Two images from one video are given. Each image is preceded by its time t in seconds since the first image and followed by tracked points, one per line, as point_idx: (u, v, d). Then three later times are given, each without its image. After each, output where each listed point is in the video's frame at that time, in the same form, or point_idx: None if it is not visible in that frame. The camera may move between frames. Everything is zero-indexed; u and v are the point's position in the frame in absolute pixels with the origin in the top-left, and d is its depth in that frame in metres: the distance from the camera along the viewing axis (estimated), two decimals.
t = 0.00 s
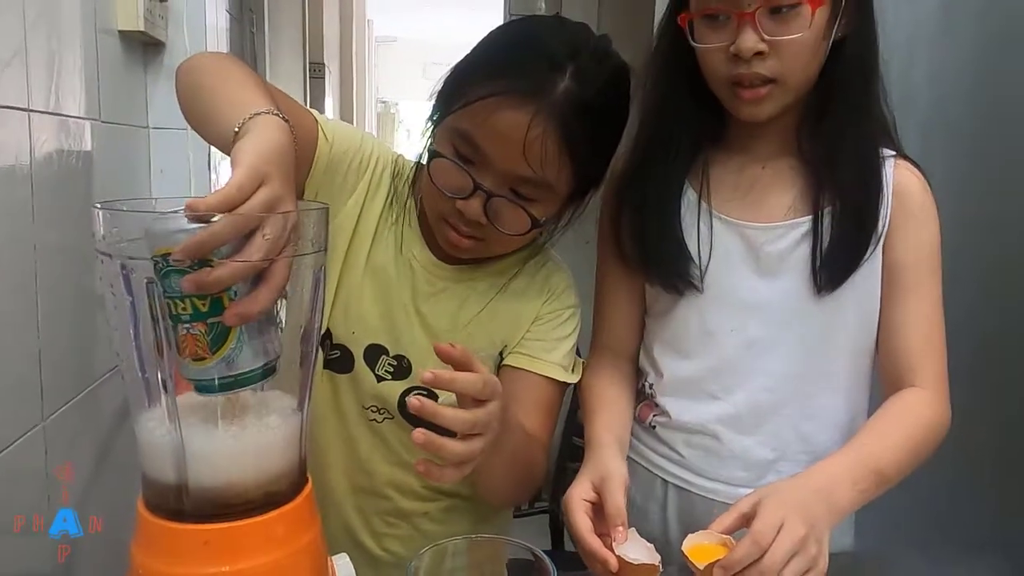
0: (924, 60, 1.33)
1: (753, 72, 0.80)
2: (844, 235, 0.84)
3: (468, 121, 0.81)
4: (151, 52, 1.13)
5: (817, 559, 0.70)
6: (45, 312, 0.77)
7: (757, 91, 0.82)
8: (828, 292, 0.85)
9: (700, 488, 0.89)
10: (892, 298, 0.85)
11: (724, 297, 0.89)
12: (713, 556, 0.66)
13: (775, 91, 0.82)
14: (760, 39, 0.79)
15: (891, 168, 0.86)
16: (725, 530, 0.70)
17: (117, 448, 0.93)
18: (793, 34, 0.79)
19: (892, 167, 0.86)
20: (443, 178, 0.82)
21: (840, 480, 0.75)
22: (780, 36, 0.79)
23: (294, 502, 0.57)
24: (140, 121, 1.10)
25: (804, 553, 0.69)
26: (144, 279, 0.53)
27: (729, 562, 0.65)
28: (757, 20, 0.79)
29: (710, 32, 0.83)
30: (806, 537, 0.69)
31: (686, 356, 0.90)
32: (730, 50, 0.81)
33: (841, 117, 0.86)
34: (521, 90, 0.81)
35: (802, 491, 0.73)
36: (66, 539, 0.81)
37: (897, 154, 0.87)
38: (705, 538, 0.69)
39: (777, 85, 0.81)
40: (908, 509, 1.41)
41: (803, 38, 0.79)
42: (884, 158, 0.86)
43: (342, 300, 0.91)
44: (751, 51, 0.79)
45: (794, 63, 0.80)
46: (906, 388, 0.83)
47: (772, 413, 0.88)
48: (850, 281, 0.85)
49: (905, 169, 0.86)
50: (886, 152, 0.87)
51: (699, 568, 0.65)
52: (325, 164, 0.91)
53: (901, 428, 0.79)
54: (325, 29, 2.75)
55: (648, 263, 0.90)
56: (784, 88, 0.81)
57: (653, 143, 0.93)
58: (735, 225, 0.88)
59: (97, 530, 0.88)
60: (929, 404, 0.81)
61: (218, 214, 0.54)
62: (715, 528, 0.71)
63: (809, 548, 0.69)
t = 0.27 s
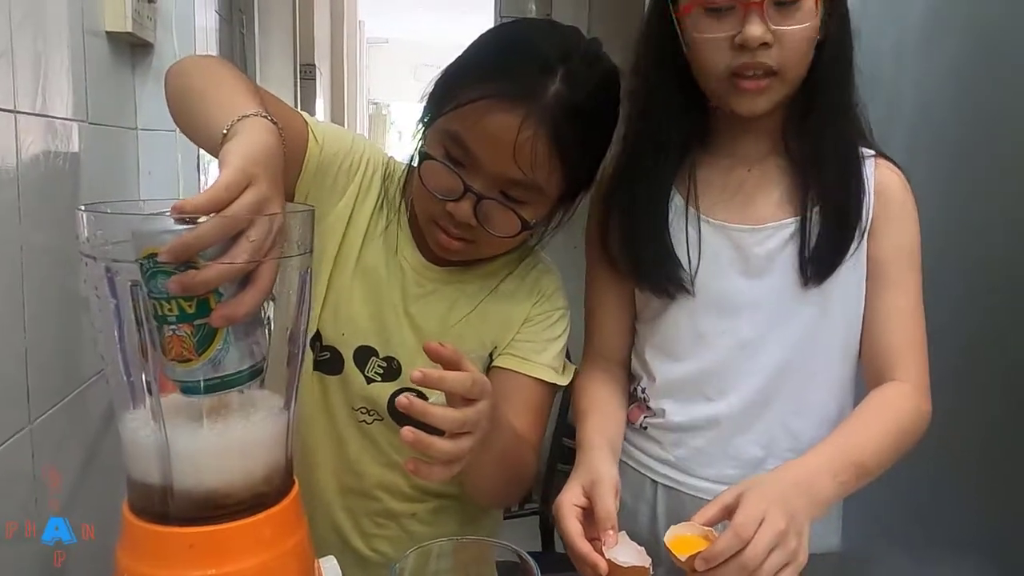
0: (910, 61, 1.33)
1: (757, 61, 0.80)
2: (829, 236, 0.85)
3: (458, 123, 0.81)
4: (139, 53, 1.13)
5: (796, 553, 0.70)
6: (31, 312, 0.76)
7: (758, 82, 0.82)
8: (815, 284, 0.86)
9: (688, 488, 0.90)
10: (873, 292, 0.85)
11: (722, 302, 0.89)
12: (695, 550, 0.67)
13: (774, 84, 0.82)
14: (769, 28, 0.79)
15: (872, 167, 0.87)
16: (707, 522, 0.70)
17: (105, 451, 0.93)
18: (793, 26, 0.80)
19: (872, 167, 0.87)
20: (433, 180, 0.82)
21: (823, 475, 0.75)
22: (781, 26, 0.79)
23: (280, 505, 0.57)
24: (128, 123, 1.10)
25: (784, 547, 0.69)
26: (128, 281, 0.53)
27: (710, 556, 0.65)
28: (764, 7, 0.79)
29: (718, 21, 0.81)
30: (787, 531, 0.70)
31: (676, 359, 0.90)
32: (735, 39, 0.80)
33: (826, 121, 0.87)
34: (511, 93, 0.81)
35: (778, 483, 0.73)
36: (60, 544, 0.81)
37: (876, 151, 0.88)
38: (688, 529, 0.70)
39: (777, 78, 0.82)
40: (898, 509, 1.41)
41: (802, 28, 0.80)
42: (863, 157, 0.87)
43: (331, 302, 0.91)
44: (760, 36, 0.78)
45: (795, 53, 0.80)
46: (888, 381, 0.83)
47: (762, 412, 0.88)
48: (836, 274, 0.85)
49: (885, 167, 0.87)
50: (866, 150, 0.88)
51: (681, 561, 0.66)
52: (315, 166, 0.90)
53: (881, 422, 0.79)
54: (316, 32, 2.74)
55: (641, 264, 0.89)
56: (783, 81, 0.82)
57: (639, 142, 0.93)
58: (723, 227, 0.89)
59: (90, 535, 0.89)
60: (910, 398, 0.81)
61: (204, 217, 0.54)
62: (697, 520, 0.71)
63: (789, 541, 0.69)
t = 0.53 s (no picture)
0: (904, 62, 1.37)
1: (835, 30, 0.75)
2: (812, 229, 0.84)
3: (458, 127, 0.81)
4: (134, 54, 1.12)
5: (793, 558, 0.70)
6: (26, 315, 0.76)
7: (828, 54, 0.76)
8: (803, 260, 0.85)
9: (693, 491, 0.88)
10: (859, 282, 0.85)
11: (707, 301, 0.87)
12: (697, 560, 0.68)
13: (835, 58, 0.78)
14: None
15: (852, 157, 0.87)
16: (706, 526, 0.71)
17: (100, 454, 0.92)
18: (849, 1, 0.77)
19: (853, 156, 0.88)
20: (433, 184, 0.83)
21: (814, 472, 0.75)
22: None
23: (281, 507, 0.57)
24: (123, 124, 1.09)
25: (782, 553, 0.69)
26: (129, 282, 0.53)
27: (712, 566, 0.66)
28: None
29: None
30: (786, 538, 0.69)
31: (669, 365, 0.89)
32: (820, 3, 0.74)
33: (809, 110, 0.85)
34: (510, 97, 0.82)
35: (772, 484, 0.73)
36: (63, 540, 0.82)
37: (856, 141, 0.90)
38: (686, 536, 0.71)
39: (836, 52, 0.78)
40: (894, 509, 1.42)
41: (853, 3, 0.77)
42: (844, 148, 0.88)
43: (329, 304, 0.90)
44: (821, 9, 0.74)
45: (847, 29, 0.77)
46: (874, 371, 0.83)
47: (762, 413, 0.87)
48: (824, 254, 0.85)
49: (866, 157, 0.88)
50: (846, 143, 0.89)
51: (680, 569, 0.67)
52: (315, 168, 0.90)
53: (868, 414, 0.79)
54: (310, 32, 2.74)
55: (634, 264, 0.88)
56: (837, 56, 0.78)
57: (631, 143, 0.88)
58: (712, 233, 0.87)
59: (92, 530, 0.91)
60: (897, 386, 0.81)
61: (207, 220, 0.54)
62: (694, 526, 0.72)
63: (787, 547, 0.69)
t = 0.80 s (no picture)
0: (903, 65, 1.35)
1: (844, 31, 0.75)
2: (818, 229, 0.85)
3: (457, 131, 0.81)
4: (133, 55, 1.12)
5: (807, 545, 0.70)
6: (25, 316, 0.75)
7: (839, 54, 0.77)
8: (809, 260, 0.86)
9: (698, 492, 0.89)
10: (858, 281, 0.86)
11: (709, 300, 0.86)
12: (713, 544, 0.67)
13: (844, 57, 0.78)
14: None
15: (853, 157, 0.88)
16: (717, 516, 0.70)
17: (98, 456, 0.92)
18: None
19: (853, 155, 0.88)
20: (433, 187, 0.82)
21: (820, 465, 0.76)
22: None
23: (287, 508, 0.57)
24: (122, 125, 1.09)
25: (797, 540, 0.69)
26: (136, 283, 0.53)
27: (729, 553, 0.64)
28: None
29: None
30: (800, 526, 0.70)
31: (674, 364, 0.89)
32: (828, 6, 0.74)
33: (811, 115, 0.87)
34: (510, 101, 0.82)
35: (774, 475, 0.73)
36: (68, 541, 0.84)
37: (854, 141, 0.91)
38: (698, 524, 0.69)
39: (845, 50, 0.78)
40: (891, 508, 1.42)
41: None
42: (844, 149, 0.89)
43: (330, 303, 0.91)
44: (834, 12, 0.74)
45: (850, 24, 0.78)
46: (872, 370, 0.83)
47: (767, 412, 0.87)
48: (830, 252, 0.86)
49: (866, 157, 0.88)
50: (845, 143, 0.90)
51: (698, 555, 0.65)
52: (317, 169, 0.90)
53: (866, 410, 0.79)
54: (307, 32, 2.74)
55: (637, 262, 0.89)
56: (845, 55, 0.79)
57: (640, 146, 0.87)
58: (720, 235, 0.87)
59: (98, 531, 0.92)
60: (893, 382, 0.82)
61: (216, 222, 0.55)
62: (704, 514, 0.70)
63: (801, 535, 0.70)
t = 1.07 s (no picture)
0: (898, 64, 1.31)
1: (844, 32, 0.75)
2: (810, 229, 0.85)
3: (445, 128, 0.81)
4: (126, 55, 1.12)
5: (803, 555, 0.69)
6: (16, 317, 0.75)
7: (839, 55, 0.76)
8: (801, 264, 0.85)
9: (690, 495, 0.87)
10: (852, 285, 0.85)
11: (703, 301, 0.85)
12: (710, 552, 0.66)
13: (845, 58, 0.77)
14: None
15: (847, 160, 0.88)
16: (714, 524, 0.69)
17: (91, 457, 0.91)
18: None
19: (848, 159, 0.88)
20: (422, 185, 0.82)
21: (818, 471, 0.75)
22: None
23: (277, 508, 0.57)
24: (115, 125, 1.08)
25: (793, 550, 0.68)
26: (123, 282, 0.53)
27: (728, 561, 0.64)
28: None
29: None
30: (797, 535, 0.69)
31: (667, 367, 0.88)
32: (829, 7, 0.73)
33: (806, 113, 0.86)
34: (497, 97, 0.81)
35: (775, 483, 0.72)
36: (64, 538, 0.84)
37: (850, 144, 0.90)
38: (695, 531, 0.68)
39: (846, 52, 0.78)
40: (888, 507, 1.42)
41: None
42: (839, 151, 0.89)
43: (322, 302, 0.90)
44: (835, 15, 0.74)
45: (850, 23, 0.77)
46: (868, 375, 0.83)
47: (759, 415, 0.86)
48: (821, 254, 0.85)
49: (860, 160, 0.88)
50: (841, 146, 0.90)
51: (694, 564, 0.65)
52: (309, 167, 0.90)
53: (862, 415, 0.79)
54: (302, 32, 2.73)
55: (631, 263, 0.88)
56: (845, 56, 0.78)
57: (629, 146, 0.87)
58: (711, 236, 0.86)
59: (94, 527, 0.92)
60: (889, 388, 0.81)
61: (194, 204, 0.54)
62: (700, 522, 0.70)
63: (797, 544, 0.69)
